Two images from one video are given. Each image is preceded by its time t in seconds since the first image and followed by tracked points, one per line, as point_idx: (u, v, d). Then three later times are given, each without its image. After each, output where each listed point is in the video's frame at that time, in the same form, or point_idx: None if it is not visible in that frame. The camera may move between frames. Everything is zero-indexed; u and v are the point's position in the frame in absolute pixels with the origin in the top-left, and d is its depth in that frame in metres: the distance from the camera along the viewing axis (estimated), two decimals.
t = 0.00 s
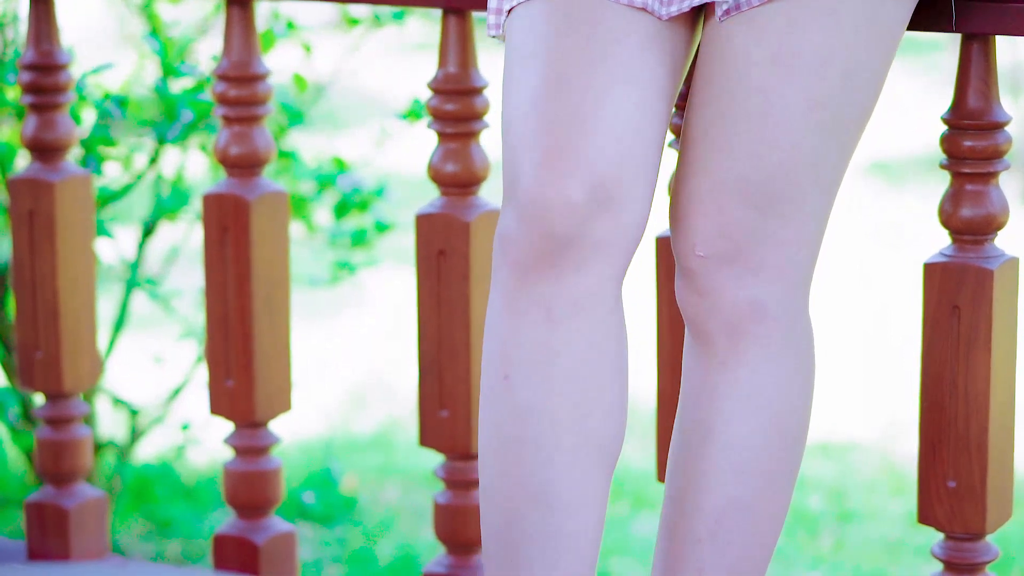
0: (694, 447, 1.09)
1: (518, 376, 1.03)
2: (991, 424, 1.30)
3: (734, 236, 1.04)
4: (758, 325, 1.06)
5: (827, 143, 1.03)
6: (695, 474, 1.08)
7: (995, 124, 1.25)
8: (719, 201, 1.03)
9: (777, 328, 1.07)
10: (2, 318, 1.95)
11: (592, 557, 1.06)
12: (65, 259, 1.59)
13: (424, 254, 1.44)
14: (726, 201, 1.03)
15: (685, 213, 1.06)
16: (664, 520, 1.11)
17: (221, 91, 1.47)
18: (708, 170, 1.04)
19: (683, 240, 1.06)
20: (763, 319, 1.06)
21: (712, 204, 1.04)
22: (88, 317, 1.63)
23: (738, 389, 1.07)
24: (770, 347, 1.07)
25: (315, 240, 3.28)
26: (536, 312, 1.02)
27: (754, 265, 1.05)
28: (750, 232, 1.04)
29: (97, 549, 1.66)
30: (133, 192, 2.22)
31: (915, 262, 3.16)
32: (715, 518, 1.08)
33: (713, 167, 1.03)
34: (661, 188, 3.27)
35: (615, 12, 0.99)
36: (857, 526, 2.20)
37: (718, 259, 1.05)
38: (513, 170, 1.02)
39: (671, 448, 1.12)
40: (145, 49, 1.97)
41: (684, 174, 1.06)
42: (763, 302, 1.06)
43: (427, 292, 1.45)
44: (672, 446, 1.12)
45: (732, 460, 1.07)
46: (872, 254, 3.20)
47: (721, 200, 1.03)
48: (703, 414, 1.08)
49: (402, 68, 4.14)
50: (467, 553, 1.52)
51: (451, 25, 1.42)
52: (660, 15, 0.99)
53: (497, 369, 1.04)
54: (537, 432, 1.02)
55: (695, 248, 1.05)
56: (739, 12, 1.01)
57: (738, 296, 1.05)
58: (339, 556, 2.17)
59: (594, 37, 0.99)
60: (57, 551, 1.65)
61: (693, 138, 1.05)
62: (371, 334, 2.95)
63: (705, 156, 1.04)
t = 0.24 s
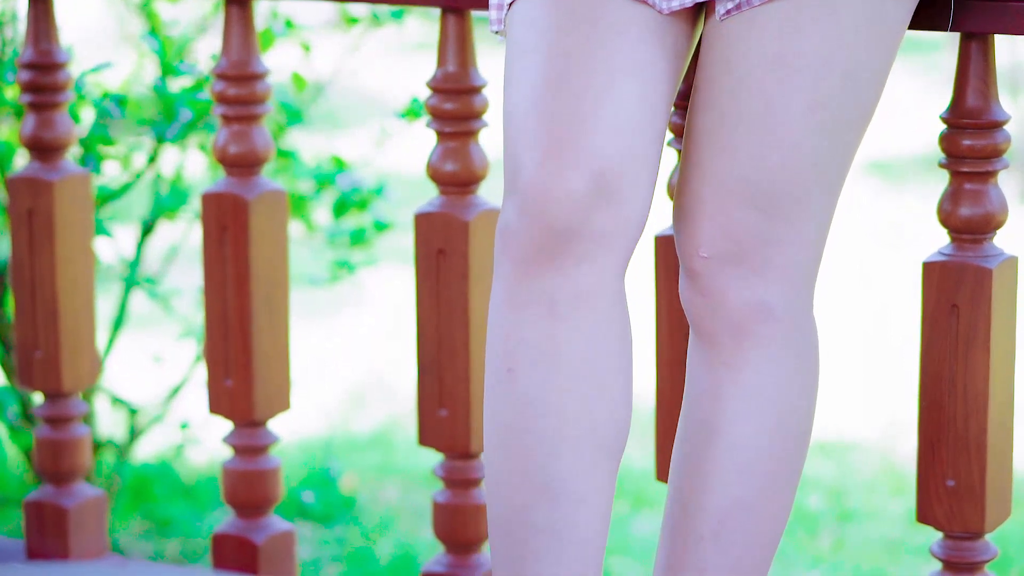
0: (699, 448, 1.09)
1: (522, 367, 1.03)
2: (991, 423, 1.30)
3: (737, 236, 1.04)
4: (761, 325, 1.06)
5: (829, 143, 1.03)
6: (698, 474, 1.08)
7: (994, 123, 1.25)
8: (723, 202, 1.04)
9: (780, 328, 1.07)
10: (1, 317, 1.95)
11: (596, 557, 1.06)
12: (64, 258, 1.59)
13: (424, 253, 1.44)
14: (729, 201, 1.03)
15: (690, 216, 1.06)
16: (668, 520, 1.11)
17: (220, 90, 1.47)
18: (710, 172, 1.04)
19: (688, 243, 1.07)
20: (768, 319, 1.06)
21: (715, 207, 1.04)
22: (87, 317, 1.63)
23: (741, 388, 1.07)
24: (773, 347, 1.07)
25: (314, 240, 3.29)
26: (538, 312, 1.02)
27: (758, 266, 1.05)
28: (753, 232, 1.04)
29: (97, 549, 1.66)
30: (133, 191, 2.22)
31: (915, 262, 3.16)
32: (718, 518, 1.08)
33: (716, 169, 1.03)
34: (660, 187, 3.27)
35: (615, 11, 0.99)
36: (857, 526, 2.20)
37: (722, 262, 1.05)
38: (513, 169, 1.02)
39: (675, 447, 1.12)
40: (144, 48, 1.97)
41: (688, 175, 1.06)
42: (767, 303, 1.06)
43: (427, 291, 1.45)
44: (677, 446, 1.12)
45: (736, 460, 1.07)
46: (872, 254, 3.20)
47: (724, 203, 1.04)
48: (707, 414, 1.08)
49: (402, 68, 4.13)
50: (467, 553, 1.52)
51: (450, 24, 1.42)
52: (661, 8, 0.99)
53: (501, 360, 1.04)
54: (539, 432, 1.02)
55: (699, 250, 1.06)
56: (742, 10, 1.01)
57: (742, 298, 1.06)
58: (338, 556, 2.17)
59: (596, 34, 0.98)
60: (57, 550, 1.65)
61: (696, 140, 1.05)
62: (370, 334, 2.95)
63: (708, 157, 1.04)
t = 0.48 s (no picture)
0: (704, 447, 1.09)
1: (529, 370, 1.03)
2: (992, 424, 1.30)
3: (742, 239, 1.04)
4: (767, 327, 1.06)
5: (833, 145, 1.03)
6: (702, 474, 1.08)
7: (995, 124, 1.25)
8: (729, 204, 1.04)
9: (785, 331, 1.07)
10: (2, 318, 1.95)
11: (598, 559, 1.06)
12: (65, 259, 1.59)
13: (425, 254, 1.44)
14: (735, 204, 1.03)
15: (696, 219, 1.06)
16: (672, 520, 1.11)
17: (221, 91, 1.47)
18: (715, 174, 1.04)
19: (694, 247, 1.07)
20: (775, 322, 1.06)
21: (721, 210, 1.04)
22: (88, 317, 1.63)
23: (746, 389, 1.07)
24: (778, 349, 1.07)
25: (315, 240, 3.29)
26: (541, 315, 1.02)
27: (765, 269, 1.05)
28: (759, 234, 1.04)
29: (98, 549, 1.66)
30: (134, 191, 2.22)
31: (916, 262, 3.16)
32: (722, 518, 1.08)
33: (722, 172, 1.03)
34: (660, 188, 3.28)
35: (621, 11, 0.98)
36: (857, 526, 2.20)
37: (729, 266, 1.05)
38: (516, 172, 1.01)
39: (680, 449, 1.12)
40: (145, 48, 1.97)
41: (694, 178, 1.06)
42: (774, 306, 1.06)
43: (427, 291, 1.45)
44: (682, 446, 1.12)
45: (739, 460, 1.07)
46: (872, 254, 3.20)
47: (730, 206, 1.03)
48: (711, 415, 1.08)
49: (402, 69, 4.13)
50: (468, 553, 1.52)
51: (451, 25, 1.42)
52: (664, 11, 0.98)
53: (507, 364, 1.04)
54: (544, 434, 1.02)
55: (706, 255, 1.06)
56: (746, 13, 1.00)
57: (748, 301, 1.06)
58: (339, 556, 2.17)
59: (602, 36, 0.98)
60: (58, 551, 1.65)
61: (702, 142, 1.05)
62: (371, 334, 2.95)
63: (713, 160, 1.04)
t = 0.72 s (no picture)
0: (707, 446, 1.08)
1: (531, 373, 1.02)
2: (991, 423, 1.30)
3: (745, 239, 1.04)
4: (769, 327, 1.06)
5: (835, 145, 1.03)
6: (703, 474, 1.08)
7: (994, 123, 1.25)
8: (731, 205, 1.04)
9: (787, 331, 1.07)
10: (2, 317, 1.95)
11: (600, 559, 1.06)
12: (65, 258, 1.59)
13: (424, 253, 1.44)
14: (737, 204, 1.03)
15: (698, 219, 1.06)
16: (673, 519, 1.11)
17: (221, 90, 1.47)
18: (717, 175, 1.04)
19: (696, 248, 1.07)
20: (777, 322, 1.06)
21: (723, 211, 1.04)
22: (87, 317, 1.63)
23: (748, 389, 1.07)
24: (780, 349, 1.07)
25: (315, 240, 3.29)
26: (542, 315, 1.02)
27: (767, 269, 1.05)
28: (761, 235, 1.04)
29: (97, 549, 1.66)
30: (133, 191, 2.22)
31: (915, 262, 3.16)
32: (724, 517, 1.08)
33: (724, 172, 1.03)
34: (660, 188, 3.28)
35: (624, 12, 0.98)
36: (857, 526, 2.20)
37: (731, 267, 1.05)
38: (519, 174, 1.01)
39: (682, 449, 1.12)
40: (144, 48, 1.96)
41: (695, 178, 1.06)
42: (776, 306, 1.06)
43: (427, 291, 1.45)
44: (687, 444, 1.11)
45: (741, 459, 1.07)
46: (872, 254, 3.20)
47: (733, 207, 1.03)
48: (713, 415, 1.08)
49: (402, 69, 4.14)
50: (467, 553, 1.52)
51: (450, 24, 1.42)
52: (671, 15, 0.99)
53: (510, 366, 1.04)
54: (547, 433, 1.02)
55: (708, 258, 1.05)
56: (749, 14, 1.01)
57: (750, 302, 1.06)
58: (339, 555, 2.17)
59: (604, 36, 0.98)
60: (57, 550, 1.65)
61: (704, 143, 1.05)
62: (371, 334, 2.95)
63: (715, 161, 1.04)
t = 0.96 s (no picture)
0: (709, 447, 1.08)
1: (535, 376, 1.02)
2: (991, 424, 1.30)
3: (746, 240, 1.04)
4: (771, 328, 1.06)
5: (837, 146, 1.03)
6: (705, 474, 1.08)
7: (994, 124, 1.25)
8: (733, 206, 1.03)
9: (789, 332, 1.07)
10: (2, 317, 1.95)
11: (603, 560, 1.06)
12: (65, 258, 1.59)
13: (424, 254, 1.44)
14: (739, 205, 1.03)
15: (700, 220, 1.06)
16: (675, 520, 1.11)
17: (221, 91, 1.47)
18: (719, 176, 1.04)
19: (698, 250, 1.07)
20: (779, 323, 1.06)
21: (725, 212, 1.04)
22: (87, 317, 1.63)
23: (750, 390, 1.07)
24: (782, 350, 1.07)
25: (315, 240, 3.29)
26: (543, 315, 1.02)
27: (769, 271, 1.05)
28: (763, 236, 1.04)
29: (98, 549, 1.66)
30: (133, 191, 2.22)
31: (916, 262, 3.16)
32: (725, 517, 1.08)
33: (726, 174, 1.03)
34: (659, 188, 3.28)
35: (626, 12, 0.98)
36: (857, 526, 2.20)
37: (733, 268, 1.05)
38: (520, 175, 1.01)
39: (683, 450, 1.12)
40: (144, 48, 1.96)
41: (697, 179, 1.06)
42: (778, 307, 1.06)
43: (427, 291, 1.45)
44: (688, 445, 1.11)
45: (742, 459, 1.07)
46: (872, 254, 3.20)
47: (734, 208, 1.03)
48: (714, 416, 1.08)
49: (402, 69, 4.14)
50: (467, 553, 1.52)
51: (450, 25, 1.42)
52: (671, 15, 0.99)
53: (513, 369, 1.04)
54: (548, 435, 1.02)
55: (709, 261, 1.05)
56: (752, 15, 1.00)
57: (752, 303, 1.06)
58: (339, 555, 2.17)
59: (607, 38, 0.98)
60: (57, 550, 1.65)
61: (706, 144, 1.05)
62: (371, 335, 2.95)
63: (717, 162, 1.04)
